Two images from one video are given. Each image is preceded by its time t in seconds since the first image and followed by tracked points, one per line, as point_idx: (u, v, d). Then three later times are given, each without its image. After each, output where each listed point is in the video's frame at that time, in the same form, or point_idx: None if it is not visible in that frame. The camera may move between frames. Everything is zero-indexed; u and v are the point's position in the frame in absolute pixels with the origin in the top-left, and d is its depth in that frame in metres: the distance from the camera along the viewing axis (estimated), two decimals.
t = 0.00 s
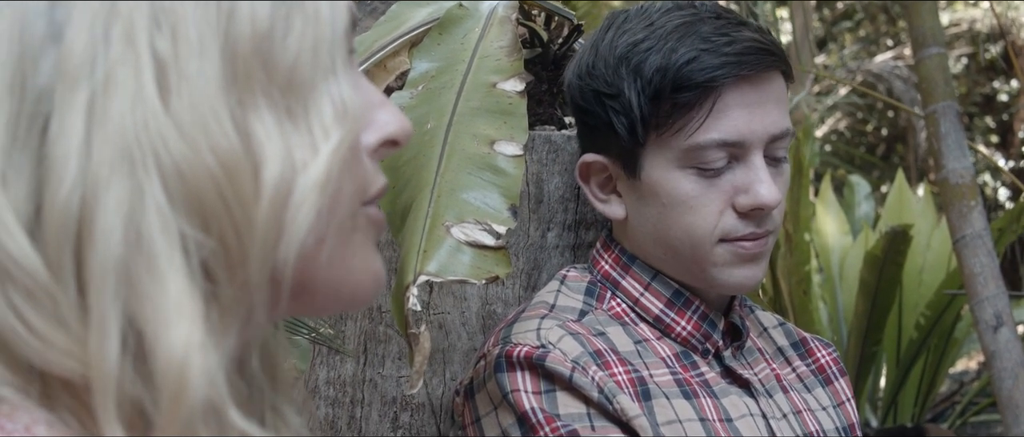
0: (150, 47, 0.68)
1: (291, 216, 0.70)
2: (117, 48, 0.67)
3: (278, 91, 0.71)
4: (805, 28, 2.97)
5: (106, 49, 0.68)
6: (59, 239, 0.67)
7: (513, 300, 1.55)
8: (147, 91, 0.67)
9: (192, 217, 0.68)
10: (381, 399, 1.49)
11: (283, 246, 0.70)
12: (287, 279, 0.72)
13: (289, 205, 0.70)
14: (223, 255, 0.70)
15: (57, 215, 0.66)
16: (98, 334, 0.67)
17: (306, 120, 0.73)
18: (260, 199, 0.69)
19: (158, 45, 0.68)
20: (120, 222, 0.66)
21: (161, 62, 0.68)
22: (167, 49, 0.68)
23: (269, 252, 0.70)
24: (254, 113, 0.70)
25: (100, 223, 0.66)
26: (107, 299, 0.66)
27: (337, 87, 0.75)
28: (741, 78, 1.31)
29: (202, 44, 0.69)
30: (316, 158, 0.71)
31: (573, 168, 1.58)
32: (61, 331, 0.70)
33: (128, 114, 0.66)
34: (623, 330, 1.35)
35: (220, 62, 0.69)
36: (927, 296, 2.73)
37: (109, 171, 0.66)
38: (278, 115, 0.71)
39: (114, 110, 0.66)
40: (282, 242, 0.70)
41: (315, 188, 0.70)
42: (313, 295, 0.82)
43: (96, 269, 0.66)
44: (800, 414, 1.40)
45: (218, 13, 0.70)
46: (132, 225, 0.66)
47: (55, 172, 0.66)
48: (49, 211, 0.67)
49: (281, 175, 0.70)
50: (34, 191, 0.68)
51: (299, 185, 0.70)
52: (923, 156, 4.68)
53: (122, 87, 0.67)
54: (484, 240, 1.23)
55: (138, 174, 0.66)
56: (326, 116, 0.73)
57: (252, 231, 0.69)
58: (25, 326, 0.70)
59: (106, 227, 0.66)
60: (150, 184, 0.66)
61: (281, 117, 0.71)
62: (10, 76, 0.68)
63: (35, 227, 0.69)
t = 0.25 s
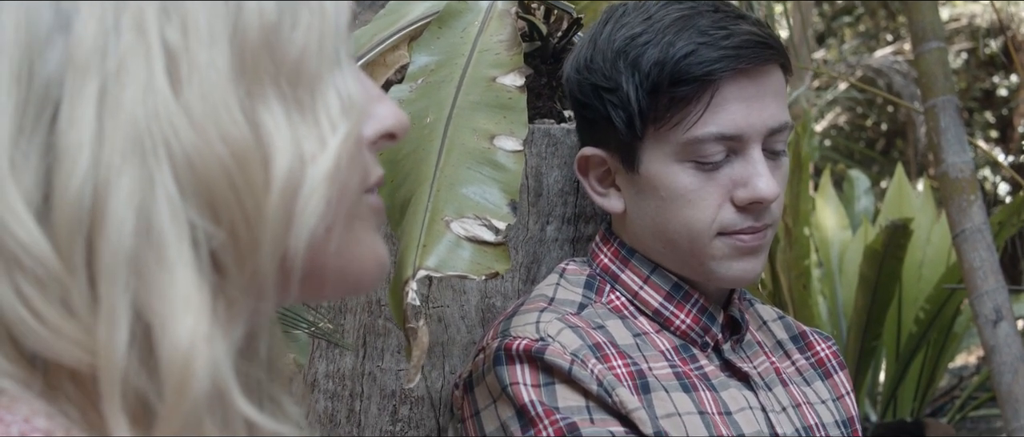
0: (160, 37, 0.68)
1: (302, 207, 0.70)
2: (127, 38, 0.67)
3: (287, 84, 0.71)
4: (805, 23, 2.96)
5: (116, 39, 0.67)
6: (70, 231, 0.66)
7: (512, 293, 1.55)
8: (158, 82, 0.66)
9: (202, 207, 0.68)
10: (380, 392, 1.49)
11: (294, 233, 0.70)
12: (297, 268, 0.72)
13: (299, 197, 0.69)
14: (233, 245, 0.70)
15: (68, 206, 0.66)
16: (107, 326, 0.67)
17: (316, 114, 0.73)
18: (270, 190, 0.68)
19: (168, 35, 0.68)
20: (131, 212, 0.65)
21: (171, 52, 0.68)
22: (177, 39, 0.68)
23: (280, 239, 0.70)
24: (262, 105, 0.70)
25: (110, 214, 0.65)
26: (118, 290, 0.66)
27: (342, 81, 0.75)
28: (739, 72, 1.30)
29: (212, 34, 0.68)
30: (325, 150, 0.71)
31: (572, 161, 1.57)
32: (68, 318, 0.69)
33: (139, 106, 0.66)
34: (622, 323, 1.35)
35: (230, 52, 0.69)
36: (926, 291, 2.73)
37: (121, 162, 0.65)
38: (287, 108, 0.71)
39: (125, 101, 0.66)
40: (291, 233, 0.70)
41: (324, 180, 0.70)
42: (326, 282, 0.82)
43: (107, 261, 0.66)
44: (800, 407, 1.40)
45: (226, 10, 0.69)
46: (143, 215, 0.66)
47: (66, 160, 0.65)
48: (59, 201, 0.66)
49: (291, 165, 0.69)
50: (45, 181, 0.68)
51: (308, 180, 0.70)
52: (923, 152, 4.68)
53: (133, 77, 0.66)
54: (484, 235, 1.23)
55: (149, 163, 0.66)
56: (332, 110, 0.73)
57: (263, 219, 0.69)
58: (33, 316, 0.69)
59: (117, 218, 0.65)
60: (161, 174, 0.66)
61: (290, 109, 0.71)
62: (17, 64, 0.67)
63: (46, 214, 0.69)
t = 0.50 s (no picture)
0: (155, 36, 0.65)
1: (295, 206, 0.67)
2: (123, 35, 0.65)
3: (282, 83, 0.68)
4: (802, 22, 2.96)
5: (112, 37, 0.65)
6: (63, 228, 0.64)
7: (509, 291, 1.55)
8: (153, 79, 0.64)
9: (194, 203, 0.65)
10: (377, 390, 1.49)
11: (288, 232, 0.67)
12: (291, 268, 0.69)
13: (292, 196, 0.67)
14: (225, 245, 0.67)
15: (61, 204, 0.63)
16: (99, 324, 0.65)
17: (311, 114, 0.70)
18: (263, 188, 0.66)
19: (164, 33, 0.65)
20: (123, 208, 0.63)
21: (166, 51, 0.65)
22: (172, 37, 0.65)
23: (274, 237, 0.67)
24: (257, 104, 0.67)
25: (102, 212, 0.63)
26: (108, 287, 0.64)
27: (339, 81, 0.72)
28: (736, 70, 1.30)
29: (207, 33, 0.66)
30: (320, 150, 0.69)
31: (569, 159, 1.57)
32: (60, 314, 0.66)
33: (133, 103, 0.63)
34: (620, 321, 1.35)
35: (225, 51, 0.66)
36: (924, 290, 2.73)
37: (111, 157, 0.63)
38: (282, 107, 0.68)
39: (118, 97, 0.63)
40: (284, 234, 0.67)
41: (318, 180, 0.67)
42: (314, 282, 0.81)
43: (97, 258, 0.63)
44: (797, 405, 1.40)
45: (221, 12, 0.67)
46: (135, 213, 0.63)
47: (59, 157, 0.63)
48: (52, 198, 0.64)
49: (284, 164, 0.66)
50: (38, 178, 0.65)
51: (302, 179, 0.67)
52: (921, 150, 4.69)
53: (127, 75, 0.64)
54: (480, 231, 1.22)
55: (142, 160, 0.63)
56: (328, 110, 0.70)
57: (255, 218, 0.66)
58: (28, 315, 0.67)
59: (108, 216, 0.63)
60: (152, 171, 0.63)
61: (285, 110, 0.68)
62: (12, 62, 0.65)
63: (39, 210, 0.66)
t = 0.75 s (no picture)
0: (160, 35, 0.66)
1: (299, 206, 0.67)
2: (128, 34, 0.65)
3: (287, 85, 0.69)
4: (805, 21, 2.96)
5: (116, 36, 0.65)
6: (64, 228, 0.64)
7: (511, 290, 1.55)
8: (157, 78, 0.64)
9: (198, 203, 0.66)
10: (379, 389, 1.49)
11: (291, 233, 0.68)
12: (293, 268, 0.70)
13: (296, 197, 0.67)
14: (229, 245, 0.68)
15: (64, 202, 0.63)
16: (104, 323, 0.64)
17: (316, 115, 0.70)
18: (267, 189, 0.66)
19: (168, 32, 0.66)
20: (127, 208, 0.63)
21: (171, 49, 0.66)
22: (177, 36, 0.66)
23: (278, 239, 0.68)
24: (261, 105, 0.68)
25: (105, 211, 0.63)
26: (114, 285, 0.64)
27: (344, 83, 0.73)
28: (738, 68, 1.31)
29: (213, 33, 0.66)
30: (324, 151, 0.69)
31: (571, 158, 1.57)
32: (65, 311, 0.66)
33: (138, 103, 0.64)
34: (622, 319, 1.35)
35: (230, 52, 0.67)
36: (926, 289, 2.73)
37: (116, 155, 0.63)
38: (286, 108, 0.69)
39: (123, 97, 0.64)
40: (288, 234, 0.68)
41: (321, 182, 0.68)
42: (321, 284, 0.82)
43: (101, 257, 0.63)
44: (799, 404, 1.40)
45: (226, 10, 0.67)
46: (139, 212, 0.64)
47: (63, 156, 0.63)
48: (54, 197, 0.63)
49: (288, 164, 0.67)
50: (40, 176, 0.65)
51: (305, 181, 0.68)
52: (923, 150, 4.68)
53: (132, 74, 0.64)
54: (484, 229, 1.22)
55: (146, 161, 0.63)
56: (332, 112, 0.71)
57: (259, 219, 0.67)
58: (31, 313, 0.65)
59: (112, 215, 0.63)
60: (157, 172, 0.64)
61: (290, 111, 0.69)
62: (16, 60, 0.64)
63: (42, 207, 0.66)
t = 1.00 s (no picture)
0: (163, 38, 0.65)
1: (303, 209, 0.67)
2: (131, 37, 0.64)
3: (290, 89, 0.69)
4: (805, 21, 2.96)
5: (119, 37, 0.65)
6: (67, 232, 0.64)
7: (511, 291, 1.55)
8: (161, 80, 0.64)
9: (202, 206, 0.65)
10: (380, 390, 1.48)
11: (296, 235, 0.68)
12: (297, 272, 0.70)
13: (300, 202, 0.67)
14: (234, 248, 0.67)
15: (68, 205, 0.63)
16: (108, 327, 0.64)
17: (318, 117, 0.70)
18: (272, 193, 0.66)
19: (172, 35, 0.65)
20: (132, 211, 0.63)
21: (174, 51, 0.65)
22: (180, 39, 0.65)
23: (282, 245, 0.68)
24: (264, 108, 0.67)
25: (110, 214, 0.62)
26: (120, 287, 0.64)
27: (347, 87, 0.72)
28: (736, 69, 1.30)
29: (216, 36, 0.66)
30: (327, 154, 0.69)
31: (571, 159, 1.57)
32: (70, 317, 0.66)
33: (142, 105, 0.63)
34: (622, 321, 1.35)
35: (231, 55, 0.66)
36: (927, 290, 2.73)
37: (121, 159, 0.63)
38: (288, 111, 0.68)
39: (126, 99, 0.63)
40: (292, 237, 0.68)
41: (325, 184, 0.68)
42: (324, 289, 0.82)
43: (106, 260, 0.63)
44: (799, 405, 1.40)
45: (228, 9, 0.67)
46: (145, 216, 0.63)
47: (66, 159, 0.63)
48: (57, 201, 0.63)
49: (292, 168, 0.67)
50: (43, 179, 0.65)
51: (308, 186, 0.68)
52: (923, 150, 4.68)
53: (135, 76, 0.64)
54: (484, 230, 1.22)
55: (152, 164, 0.63)
56: (335, 115, 0.71)
57: (263, 223, 0.67)
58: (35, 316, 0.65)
59: (118, 218, 0.62)
60: (163, 176, 0.63)
61: (292, 115, 0.68)
62: (18, 63, 0.64)
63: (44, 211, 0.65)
